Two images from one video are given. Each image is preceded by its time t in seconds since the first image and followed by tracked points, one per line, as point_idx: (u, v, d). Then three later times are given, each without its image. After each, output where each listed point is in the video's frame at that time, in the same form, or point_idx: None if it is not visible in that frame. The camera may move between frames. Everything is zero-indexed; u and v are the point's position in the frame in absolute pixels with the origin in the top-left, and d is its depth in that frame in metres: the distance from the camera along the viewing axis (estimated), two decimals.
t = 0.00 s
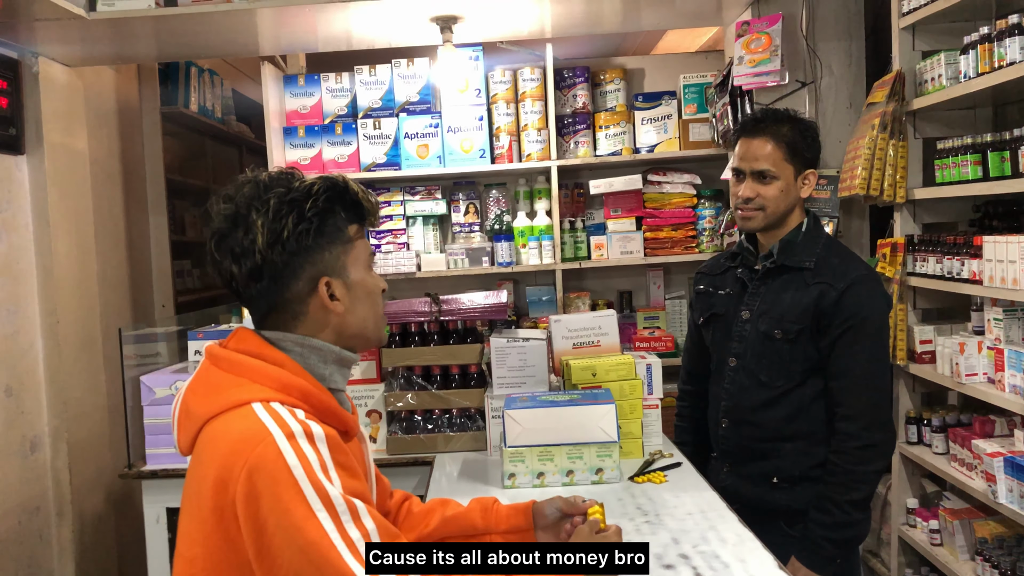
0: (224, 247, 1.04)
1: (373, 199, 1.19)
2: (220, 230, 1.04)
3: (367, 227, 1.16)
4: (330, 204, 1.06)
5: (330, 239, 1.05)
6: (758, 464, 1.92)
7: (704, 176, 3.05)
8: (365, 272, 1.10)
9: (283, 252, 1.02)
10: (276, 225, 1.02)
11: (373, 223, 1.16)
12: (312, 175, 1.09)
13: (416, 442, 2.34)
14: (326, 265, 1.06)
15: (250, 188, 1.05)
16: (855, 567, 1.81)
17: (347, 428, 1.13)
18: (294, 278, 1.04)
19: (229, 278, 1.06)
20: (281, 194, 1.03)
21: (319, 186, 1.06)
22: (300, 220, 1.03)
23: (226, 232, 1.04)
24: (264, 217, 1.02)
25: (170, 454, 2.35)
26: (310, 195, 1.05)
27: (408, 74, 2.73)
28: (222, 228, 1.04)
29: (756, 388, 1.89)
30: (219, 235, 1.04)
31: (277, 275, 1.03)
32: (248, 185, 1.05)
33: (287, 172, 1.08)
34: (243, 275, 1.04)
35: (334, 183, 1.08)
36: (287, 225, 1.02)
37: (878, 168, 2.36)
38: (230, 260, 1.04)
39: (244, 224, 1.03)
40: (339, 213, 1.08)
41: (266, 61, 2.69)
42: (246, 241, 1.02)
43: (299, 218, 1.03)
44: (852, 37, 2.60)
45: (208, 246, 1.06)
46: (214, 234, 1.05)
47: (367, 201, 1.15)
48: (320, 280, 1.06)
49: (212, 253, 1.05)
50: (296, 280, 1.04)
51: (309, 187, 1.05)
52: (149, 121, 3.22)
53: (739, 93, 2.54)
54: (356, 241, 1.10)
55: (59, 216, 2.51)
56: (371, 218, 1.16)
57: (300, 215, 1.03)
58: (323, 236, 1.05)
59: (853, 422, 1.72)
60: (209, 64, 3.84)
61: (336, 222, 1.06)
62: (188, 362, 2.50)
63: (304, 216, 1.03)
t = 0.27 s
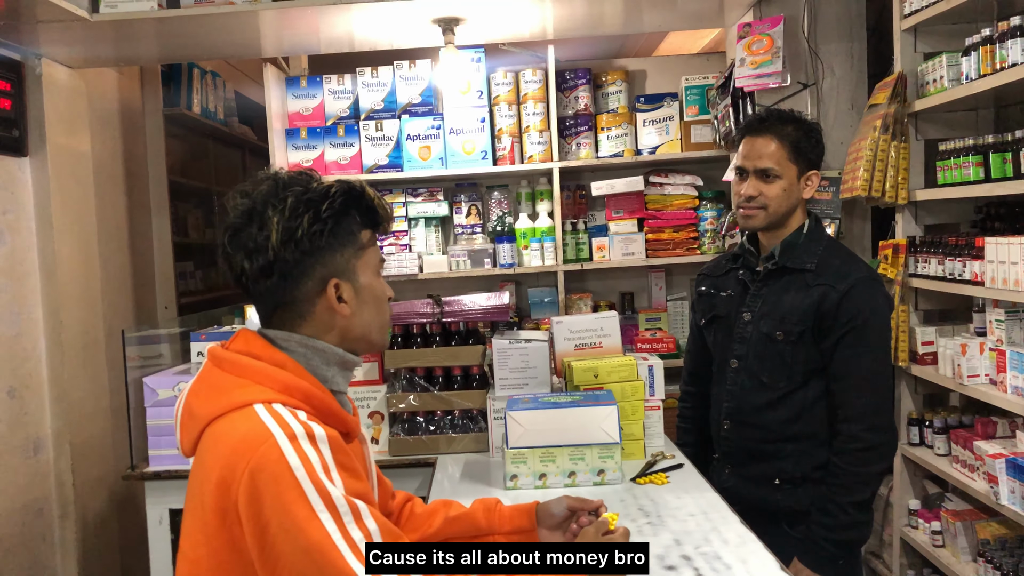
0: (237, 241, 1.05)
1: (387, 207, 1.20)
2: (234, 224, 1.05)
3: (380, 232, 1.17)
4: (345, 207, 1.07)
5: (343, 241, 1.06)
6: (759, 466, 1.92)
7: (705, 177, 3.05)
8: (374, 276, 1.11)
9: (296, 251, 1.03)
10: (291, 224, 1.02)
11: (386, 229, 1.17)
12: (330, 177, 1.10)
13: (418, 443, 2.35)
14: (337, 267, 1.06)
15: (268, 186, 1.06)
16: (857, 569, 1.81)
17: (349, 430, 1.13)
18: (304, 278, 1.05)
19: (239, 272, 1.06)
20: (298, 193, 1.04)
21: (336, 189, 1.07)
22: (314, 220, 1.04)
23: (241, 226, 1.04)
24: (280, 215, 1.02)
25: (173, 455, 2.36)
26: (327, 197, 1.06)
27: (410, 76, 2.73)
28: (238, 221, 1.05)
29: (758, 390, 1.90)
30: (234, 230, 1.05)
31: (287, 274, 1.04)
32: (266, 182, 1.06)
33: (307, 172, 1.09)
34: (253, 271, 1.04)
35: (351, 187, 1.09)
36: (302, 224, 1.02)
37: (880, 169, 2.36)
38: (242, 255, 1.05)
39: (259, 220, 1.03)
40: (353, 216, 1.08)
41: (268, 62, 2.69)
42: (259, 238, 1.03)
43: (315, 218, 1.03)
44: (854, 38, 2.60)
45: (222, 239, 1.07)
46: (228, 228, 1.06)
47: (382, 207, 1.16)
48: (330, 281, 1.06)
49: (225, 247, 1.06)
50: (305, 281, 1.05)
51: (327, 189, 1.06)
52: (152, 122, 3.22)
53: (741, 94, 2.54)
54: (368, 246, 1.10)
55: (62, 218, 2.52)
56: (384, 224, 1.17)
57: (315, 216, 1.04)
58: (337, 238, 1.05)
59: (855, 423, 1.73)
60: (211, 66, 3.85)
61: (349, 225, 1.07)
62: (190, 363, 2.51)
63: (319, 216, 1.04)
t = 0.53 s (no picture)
0: (243, 242, 1.05)
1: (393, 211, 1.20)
2: (240, 224, 1.05)
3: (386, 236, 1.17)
4: (351, 209, 1.08)
5: (348, 244, 1.06)
6: (760, 467, 1.91)
7: (705, 178, 3.04)
8: (379, 279, 1.10)
9: (301, 252, 1.02)
10: (296, 225, 1.02)
11: (393, 233, 1.17)
12: (336, 179, 1.10)
13: (418, 444, 2.35)
14: (341, 269, 1.06)
15: (275, 186, 1.06)
16: (858, 570, 1.80)
17: (350, 432, 1.13)
18: (307, 280, 1.05)
19: (244, 273, 1.06)
20: (304, 195, 1.05)
21: (342, 191, 1.07)
22: (320, 222, 1.04)
23: (246, 227, 1.04)
24: (285, 216, 1.02)
25: (172, 456, 2.35)
26: (333, 199, 1.06)
27: (410, 77, 2.73)
28: (243, 222, 1.05)
29: (759, 391, 1.89)
30: (239, 230, 1.05)
31: (292, 275, 1.04)
32: (273, 183, 1.06)
33: (314, 174, 1.10)
34: (258, 272, 1.04)
35: (358, 190, 1.10)
36: (308, 225, 1.03)
37: (881, 170, 2.36)
38: (248, 256, 1.05)
39: (265, 221, 1.04)
40: (360, 219, 1.09)
41: (268, 63, 2.69)
42: (265, 238, 1.03)
43: (321, 220, 1.04)
44: (854, 38, 2.60)
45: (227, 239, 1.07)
46: (234, 228, 1.05)
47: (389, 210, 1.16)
48: (334, 283, 1.06)
49: (230, 247, 1.06)
50: (310, 282, 1.05)
51: (333, 191, 1.07)
52: (152, 123, 3.22)
53: (741, 95, 2.54)
54: (375, 248, 1.10)
55: (62, 219, 2.52)
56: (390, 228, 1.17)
57: (321, 217, 1.04)
58: (342, 240, 1.05)
59: (855, 424, 1.72)
60: (211, 66, 3.85)
61: (356, 227, 1.07)
62: (190, 364, 2.51)
63: (325, 218, 1.04)
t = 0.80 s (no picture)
0: (256, 231, 1.08)
1: (413, 224, 1.20)
2: (256, 213, 1.08)
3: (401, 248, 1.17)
4: (363, 216, 1.08)
5: (352, 248, 1.06)
6: (759, 467, 1.92)
7: (705, 179, 3.05)
8: (381, 287, 1.10)
9: (302, 247, 1.04)
10: (303, 220, 1.05)
11: (408, 246, 1.16)
12: (358, 184, 1.12)
13: (418, 444, 2.35)
14: (341, 272, 1.06)
15: (297, 182, 1.10)
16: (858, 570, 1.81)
17: (345, 433, 1.13)
18: (305, 277, 1.06)
19: (251, 261, 1.09)
20: (319, 193, 1.07)
21: (358, 196, 1.09)
22: (327, 221, 1.05)
23: (262, 217, 1.08)
24: (295, 210, 1.05)
25: (173, 456, 2.35)
26: (345, 202, 1.07)
27: (410, 78, 2.73)
28: (261, 211, 1.09)
29: (758, 391, 1.90)
30: (255, 219, 1.08)
31: (291, 270, 1.05)
32: (295, 179, 1.10)
33: (338, 177, 1.12)
34: (263, 262, 1.07)
35: (375, 198, 1.10)
36: (314, 222, 1.04)
37: (880, 171, 2.36)
38: (256, 245, 1.08)
39: (277, 213, 1.07)
40: (371, 227, 1.09)
41: (268, 64, 2.69)
42: (273, 230, 1.06)
43: (328, 219, 1.05)
44: (853, 39, 2.60)
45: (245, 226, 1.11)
46: (251, 218, 1.10)
47: (406, 222, 1.16)
48: (331, 284, 1.06)
49: (245, 233, 1.10)
50: (308, 279, 1.06)
51: (349, 194, 1.08)
52: (152, 124, 3.22)
53: (741, 96, 2.54)
54: (383, 259, 1.10)
55: (62, 219, 2.52)
56: (406, 240, 1.16)
57: (329, 217, 1.06)
58: (346, 242, 1.06)
59: (855, 425, 1.73)
60: (211, 68, 3.85)
61: (365, 233, 1.08)
62: (190, 364, 2.51)
63: (332, 218, 1.05)
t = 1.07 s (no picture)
0: (272, 227, 1.10)
1: (432, 236, 1.20)
2: (275, 210, 1.10)
3: (417, 259, 1.16)
4: (378, 222, 1.09)
5: (361, 252, 1.07)
6: (759, 467, 1.92)
7: (705, 179, 3.05)
8: (388, 294, 1.10)
9: (312, 245, 1.05)
10: (317, 219, 1.06)
11: (424, 258, 1.16)
12: (380, 192, 1.13)
13: (417, 445, 2.35)
14: (348, 274, 1.07)
15: (319, 182, 1.11)
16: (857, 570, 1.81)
17: (348, 434, 1.13)
18: (313, 276, 1.07)
19: (263, 256, 1.11)
20: (336, 195, 1.08)
21: (375, 202, 1.09)
22: (339, 222, 1.06)
23: (281, 213, 1.10)
24: (311, 209, 1.06)
25: (173, 457, 2.35)
26: (361, 206, 1.08)
27: (410, 79, 2.74)
28: (281, 208, 1.11)
29: (758, 392, 1.90)
30: (272, 215, 1.10)
31: (300, 267, 1.06)
32: (317, 180, 1.11)
33: (361, 181, 1.13)
34: (274, 258, 1.08)
35: (393, 206, 1.11)
36: (326, 221, 1.05)
37: (878, 171, 2.36)
38: (270, 241, 1.09)
39: (293, 210, 1.08)
40: (384, 234, 1.09)
41: (268, 65, 2.70)
42: (287, 226, 1.07)
43: (341, 220, 1.06)
44: (852, 40, 2.61)
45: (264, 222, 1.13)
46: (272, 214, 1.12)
47: (423, 234, 1.16)
48: (337, 285, 1.07)
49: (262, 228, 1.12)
50: (314, 278, 1.07)
51: (366, 199, 1.09)
52: (151, 124, 3.22)
53: (740, 97, 2.54)
54: (395, 268, 1.10)
55: (62, 220, 2.52)
56: (422, 252, 1.16)
57: (342, 218, 1.07)
58: (356, 246, 1.06)
59: (855, 425, 1.73)
60: (211, 68, 3.85)
61: (377, 239, 1.08)
62: (190, 365, 2.51)
63: (345, 220, 1.06)
